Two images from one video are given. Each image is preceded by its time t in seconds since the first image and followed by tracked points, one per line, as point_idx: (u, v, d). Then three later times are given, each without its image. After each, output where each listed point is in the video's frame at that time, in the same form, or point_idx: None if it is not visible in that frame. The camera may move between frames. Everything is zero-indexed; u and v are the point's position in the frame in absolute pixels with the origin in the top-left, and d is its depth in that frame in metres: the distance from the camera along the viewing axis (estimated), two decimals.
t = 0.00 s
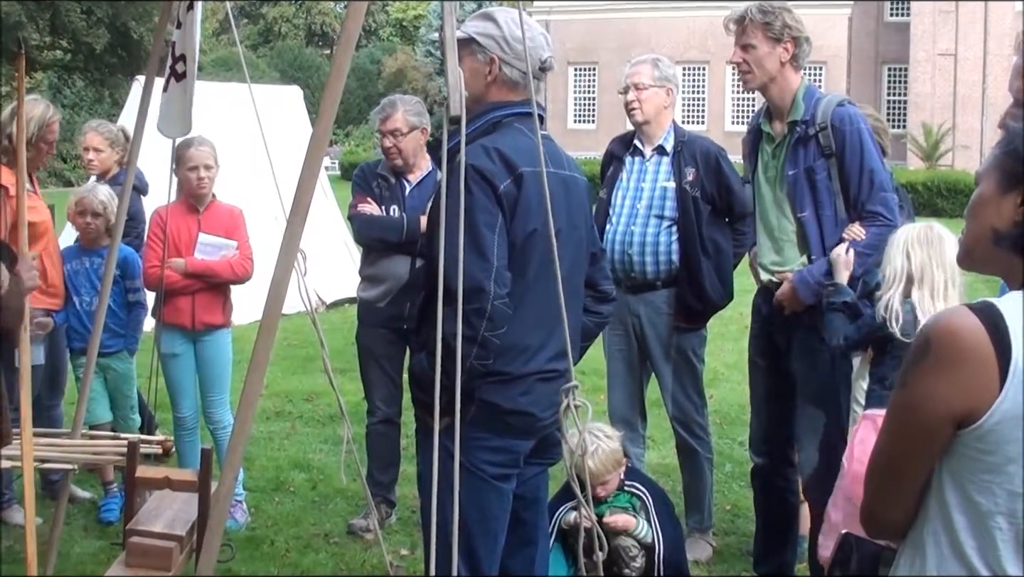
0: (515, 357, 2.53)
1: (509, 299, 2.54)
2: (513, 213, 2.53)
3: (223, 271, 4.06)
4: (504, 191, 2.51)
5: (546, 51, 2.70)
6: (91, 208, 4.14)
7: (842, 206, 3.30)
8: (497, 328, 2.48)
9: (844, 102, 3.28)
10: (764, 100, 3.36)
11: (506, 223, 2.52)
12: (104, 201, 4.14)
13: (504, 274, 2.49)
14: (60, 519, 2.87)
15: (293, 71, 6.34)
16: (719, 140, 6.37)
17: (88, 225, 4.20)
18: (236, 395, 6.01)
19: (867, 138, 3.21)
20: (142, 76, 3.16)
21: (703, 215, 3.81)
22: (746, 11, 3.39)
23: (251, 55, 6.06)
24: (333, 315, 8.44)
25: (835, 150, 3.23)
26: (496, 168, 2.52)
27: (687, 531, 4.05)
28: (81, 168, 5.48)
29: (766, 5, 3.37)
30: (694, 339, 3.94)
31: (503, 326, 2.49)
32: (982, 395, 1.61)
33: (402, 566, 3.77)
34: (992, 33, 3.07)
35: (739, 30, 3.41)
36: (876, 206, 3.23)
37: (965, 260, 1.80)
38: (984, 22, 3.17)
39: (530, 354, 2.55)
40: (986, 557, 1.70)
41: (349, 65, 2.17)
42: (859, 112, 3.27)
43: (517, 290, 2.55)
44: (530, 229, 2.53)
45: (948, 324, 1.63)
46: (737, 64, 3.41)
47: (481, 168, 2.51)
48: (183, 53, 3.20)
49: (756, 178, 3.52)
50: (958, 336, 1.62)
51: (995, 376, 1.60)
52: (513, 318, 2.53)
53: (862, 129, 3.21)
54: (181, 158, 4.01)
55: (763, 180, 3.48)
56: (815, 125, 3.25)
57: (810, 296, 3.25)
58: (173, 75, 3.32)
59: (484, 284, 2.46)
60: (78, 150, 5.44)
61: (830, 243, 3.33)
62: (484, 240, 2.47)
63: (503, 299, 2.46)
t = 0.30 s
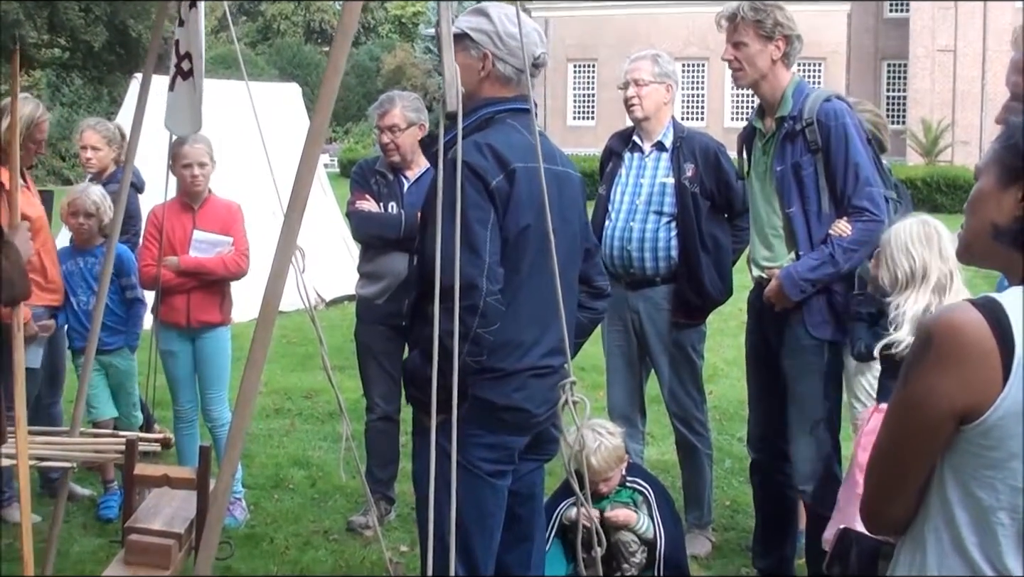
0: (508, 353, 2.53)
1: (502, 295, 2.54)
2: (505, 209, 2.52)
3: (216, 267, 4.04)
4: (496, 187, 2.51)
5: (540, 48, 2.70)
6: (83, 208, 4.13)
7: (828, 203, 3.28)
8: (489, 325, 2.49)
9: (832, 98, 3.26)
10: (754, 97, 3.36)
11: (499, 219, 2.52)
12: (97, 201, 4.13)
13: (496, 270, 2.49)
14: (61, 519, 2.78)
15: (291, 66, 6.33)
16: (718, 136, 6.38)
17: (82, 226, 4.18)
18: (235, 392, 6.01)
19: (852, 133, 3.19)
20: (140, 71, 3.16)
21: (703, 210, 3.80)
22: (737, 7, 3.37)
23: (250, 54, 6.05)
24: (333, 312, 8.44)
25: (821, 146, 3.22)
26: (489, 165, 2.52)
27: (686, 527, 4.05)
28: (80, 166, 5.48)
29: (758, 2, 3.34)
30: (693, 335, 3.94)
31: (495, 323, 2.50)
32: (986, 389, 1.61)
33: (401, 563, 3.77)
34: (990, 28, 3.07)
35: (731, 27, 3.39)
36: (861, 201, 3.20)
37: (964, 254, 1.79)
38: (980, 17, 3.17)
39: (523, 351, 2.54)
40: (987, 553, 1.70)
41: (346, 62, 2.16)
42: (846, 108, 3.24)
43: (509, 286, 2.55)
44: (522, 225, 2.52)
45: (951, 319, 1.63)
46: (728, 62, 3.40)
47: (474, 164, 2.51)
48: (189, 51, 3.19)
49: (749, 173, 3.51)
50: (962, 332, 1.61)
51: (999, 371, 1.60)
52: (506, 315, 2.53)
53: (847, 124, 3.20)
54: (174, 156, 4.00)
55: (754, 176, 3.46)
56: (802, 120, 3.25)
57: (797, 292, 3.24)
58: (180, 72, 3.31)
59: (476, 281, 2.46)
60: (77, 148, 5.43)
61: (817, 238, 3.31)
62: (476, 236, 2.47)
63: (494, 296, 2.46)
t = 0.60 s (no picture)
0: (502, 351, 2.55)
1: (496, 293, 2.55)
2: (499, 207, 2.52)
3: (204, 263, 4.00)
4: (488, 184, 2.50)
5: (531, 44, 2.72)
6: (79, 212, 4.14)
7: (821, 197, 3.28)
8: (483, 323, 2.49)
9: (823, 93, 3.26)
10: (746, 93, 3.36)
11: (493, 216, 2.52)
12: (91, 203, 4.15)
13: (490, 268, 2.49)
14: (60, 516, 2.68)
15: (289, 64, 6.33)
16: (717, 132, 6.38)
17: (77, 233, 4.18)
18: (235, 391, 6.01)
19: (844, 128, 3.19)
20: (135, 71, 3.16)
21: (700, 207, 3.81)
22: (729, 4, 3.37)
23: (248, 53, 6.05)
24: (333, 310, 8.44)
25: (813, 141, 3.22)
26: (481, 162, 2.51)
27: (685, 523, 4.06)
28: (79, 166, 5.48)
29: None
30: (692, 331, 3.93)
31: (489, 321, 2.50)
32: (986, 383, 1.61)
33: (400, 562, 3.78)
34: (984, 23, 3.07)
35: (722, 23, 3.38)
36: (853, 195, 3.20)
37: (960, 247, 1.79)
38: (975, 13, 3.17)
39: (518, 348, 2.56)
40: (987, 546, 1.71)
41: (341, 59, 2.16)
42: (837, 102, 3.24)
43: (503, 284, 2.56)
44: (516, 221, 2.53)
45: (951, 314, 1.62)
46: (720, 58, 3.40)
47: (466, 162, 2.50)
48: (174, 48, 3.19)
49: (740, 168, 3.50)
50: (961, 326, 1.61)
51: (999, 364, 1.60)
52: (498, 312, 2.54)
53: (839, 119, 3.19)
54: (171, 154, 4.01)
55: (745, 171, 3.45)
56: (793, 116, 3.25)
57: (792, 289, 3.24)
58: (165, 70, 3.33)
59: (469, 279, 2.46)
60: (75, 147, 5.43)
61: (809, 234, 3.31)
62: (470, 234, 2.47)
63: (489, 294, 2.46)
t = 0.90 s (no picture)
0: (506, 347, 2.55)
1: (499, 290, 2.55)
2: (501, 203, 2.52)
3: (192, 258, 4.00)
4: (491, 180, 2.50)
5: (535, 40, 2.72)
6: (84, 212, 4.11)
7: (826, 194, 3.28)
8: (485, 319, 2.49)
9: (826, 89, 3.26)
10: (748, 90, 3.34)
11: (496, 212, 2.52)
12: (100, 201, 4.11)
13: (492, 264, 2.49)
14: (65, 510, 2.63)
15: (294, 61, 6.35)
16: (722, 129, 6.38)
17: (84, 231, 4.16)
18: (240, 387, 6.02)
19: (849, 124, 3.19)
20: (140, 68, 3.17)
21: (705, 204, 3.80)
22: None
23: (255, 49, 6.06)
24: (338, 306, 8.44)
25: (817, 137, 3.22)
26: (483, 158, 2.51)
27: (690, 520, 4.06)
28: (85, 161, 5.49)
29: None
30: (697, 328, 3.93)
31: (491, 318, 2.50)
32: (991, 379, 1.61)
33: (405, 558, 3.78)
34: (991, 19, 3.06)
35: (724, 20, 3.36)
36: (860, 191, 3.20)
37: (968, 244, 1.78)
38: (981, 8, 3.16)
39: (522, 345, 2.57)
40: (992, 545, 1.70)
41: (344, 53, 2.16)
42: (841, 98, 3.24)
43: (506, 281, 2.56)
44: (519, 217, 2.53)
45: (956, 310, 1.62)
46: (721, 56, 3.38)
47: (470, 158, 2.50)
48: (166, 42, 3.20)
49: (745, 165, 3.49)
50: (966, 322, 1.60)
51: (1004, 361, 1.60)
52: (501, 309, 2.54)
53: (844, 115, 3.19)
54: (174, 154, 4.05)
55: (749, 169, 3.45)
56: (798, 112, 3.24)
57: (799, 286, 3.24)
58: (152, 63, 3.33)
59: (471, 275, 2.46)
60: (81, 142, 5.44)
61: (814, 231, 3.31)
62: (472, 230, 2.47)
63: (491, 289, 2.46)
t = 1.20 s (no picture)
0: (528, 348, 2.55)
1: (520, 289, 2.55)
2: (522, 202, 2.52)
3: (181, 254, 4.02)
4: (513, 178, 2.50)
5: (557, 38, 2.71)
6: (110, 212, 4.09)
7: (844, 193, 3.26)
8: (506, 319, 2.49)
9: (845, 87, 3.24)
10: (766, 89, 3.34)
11: (517, 211, 2.52)
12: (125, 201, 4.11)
13: (512, 263, 2.49)
14: (89, 505, 2.55)
15: (317, 60, 6.32)
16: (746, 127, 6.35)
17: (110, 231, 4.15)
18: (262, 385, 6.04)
19: (867, 122, 3.17)
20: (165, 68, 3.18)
21: (727, 203, 3.78)
22: None
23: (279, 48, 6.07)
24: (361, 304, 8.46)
25: (835, 136, 3.20)
26: (505, 157, 2.51)
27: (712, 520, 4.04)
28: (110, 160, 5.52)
29: None
30: (719, 328, 3.92)
31: (512, 318, 2.50)
32: (1012, 379, 1.59)
33: (426, 556, 3.79)
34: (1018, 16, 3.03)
35: (742, 19, 3.36)
36: (878, 189, 3.18)
37: (992, 243, 1.76)
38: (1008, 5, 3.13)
39: (543, 345, 2.56)
40: (1011, 546, 1.68)
41: (364, 51, 2.16)
42: (859, 96, 3.23)
43: (527, 280, 2.56)
44: (540, 217, 2.53)
45: (978, 308, 1.60)
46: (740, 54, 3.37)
47: (491, 157, 2.50)
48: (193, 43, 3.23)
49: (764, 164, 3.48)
50: (988, 321, 1.59)
51: None
52: (521, 309, 2.54)
53: (862, 114, 3.18)
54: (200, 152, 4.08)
55: (767, 167, 3.43)
56: (816, 111, 3.23)
57: (817, 286, 3.22)
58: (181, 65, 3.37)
59: (491, 274, 2.46)
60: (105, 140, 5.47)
61: (833, 230, 3.29)
62: (492, 230, 2.47)
63: (511, 289, 2.46)
